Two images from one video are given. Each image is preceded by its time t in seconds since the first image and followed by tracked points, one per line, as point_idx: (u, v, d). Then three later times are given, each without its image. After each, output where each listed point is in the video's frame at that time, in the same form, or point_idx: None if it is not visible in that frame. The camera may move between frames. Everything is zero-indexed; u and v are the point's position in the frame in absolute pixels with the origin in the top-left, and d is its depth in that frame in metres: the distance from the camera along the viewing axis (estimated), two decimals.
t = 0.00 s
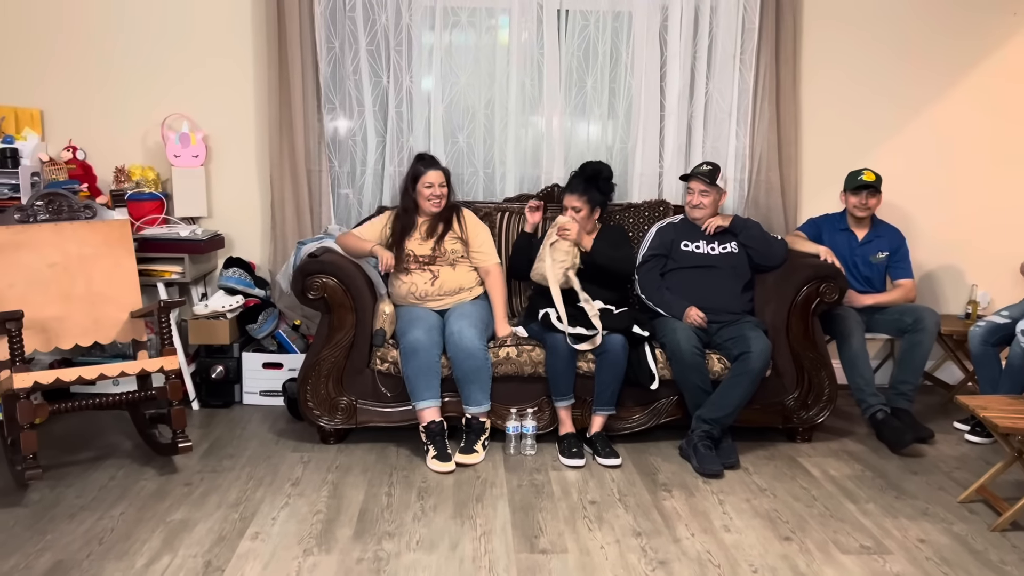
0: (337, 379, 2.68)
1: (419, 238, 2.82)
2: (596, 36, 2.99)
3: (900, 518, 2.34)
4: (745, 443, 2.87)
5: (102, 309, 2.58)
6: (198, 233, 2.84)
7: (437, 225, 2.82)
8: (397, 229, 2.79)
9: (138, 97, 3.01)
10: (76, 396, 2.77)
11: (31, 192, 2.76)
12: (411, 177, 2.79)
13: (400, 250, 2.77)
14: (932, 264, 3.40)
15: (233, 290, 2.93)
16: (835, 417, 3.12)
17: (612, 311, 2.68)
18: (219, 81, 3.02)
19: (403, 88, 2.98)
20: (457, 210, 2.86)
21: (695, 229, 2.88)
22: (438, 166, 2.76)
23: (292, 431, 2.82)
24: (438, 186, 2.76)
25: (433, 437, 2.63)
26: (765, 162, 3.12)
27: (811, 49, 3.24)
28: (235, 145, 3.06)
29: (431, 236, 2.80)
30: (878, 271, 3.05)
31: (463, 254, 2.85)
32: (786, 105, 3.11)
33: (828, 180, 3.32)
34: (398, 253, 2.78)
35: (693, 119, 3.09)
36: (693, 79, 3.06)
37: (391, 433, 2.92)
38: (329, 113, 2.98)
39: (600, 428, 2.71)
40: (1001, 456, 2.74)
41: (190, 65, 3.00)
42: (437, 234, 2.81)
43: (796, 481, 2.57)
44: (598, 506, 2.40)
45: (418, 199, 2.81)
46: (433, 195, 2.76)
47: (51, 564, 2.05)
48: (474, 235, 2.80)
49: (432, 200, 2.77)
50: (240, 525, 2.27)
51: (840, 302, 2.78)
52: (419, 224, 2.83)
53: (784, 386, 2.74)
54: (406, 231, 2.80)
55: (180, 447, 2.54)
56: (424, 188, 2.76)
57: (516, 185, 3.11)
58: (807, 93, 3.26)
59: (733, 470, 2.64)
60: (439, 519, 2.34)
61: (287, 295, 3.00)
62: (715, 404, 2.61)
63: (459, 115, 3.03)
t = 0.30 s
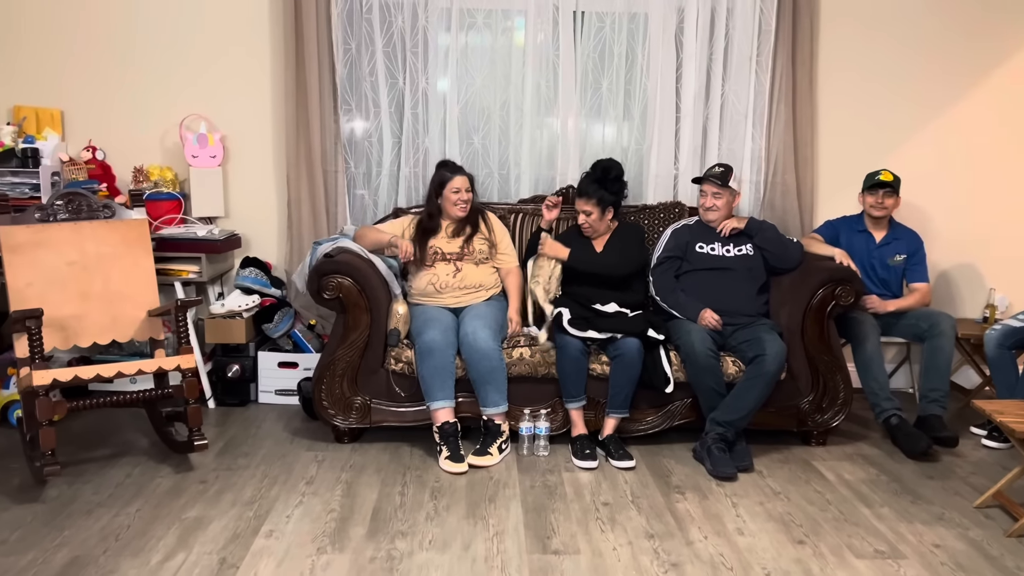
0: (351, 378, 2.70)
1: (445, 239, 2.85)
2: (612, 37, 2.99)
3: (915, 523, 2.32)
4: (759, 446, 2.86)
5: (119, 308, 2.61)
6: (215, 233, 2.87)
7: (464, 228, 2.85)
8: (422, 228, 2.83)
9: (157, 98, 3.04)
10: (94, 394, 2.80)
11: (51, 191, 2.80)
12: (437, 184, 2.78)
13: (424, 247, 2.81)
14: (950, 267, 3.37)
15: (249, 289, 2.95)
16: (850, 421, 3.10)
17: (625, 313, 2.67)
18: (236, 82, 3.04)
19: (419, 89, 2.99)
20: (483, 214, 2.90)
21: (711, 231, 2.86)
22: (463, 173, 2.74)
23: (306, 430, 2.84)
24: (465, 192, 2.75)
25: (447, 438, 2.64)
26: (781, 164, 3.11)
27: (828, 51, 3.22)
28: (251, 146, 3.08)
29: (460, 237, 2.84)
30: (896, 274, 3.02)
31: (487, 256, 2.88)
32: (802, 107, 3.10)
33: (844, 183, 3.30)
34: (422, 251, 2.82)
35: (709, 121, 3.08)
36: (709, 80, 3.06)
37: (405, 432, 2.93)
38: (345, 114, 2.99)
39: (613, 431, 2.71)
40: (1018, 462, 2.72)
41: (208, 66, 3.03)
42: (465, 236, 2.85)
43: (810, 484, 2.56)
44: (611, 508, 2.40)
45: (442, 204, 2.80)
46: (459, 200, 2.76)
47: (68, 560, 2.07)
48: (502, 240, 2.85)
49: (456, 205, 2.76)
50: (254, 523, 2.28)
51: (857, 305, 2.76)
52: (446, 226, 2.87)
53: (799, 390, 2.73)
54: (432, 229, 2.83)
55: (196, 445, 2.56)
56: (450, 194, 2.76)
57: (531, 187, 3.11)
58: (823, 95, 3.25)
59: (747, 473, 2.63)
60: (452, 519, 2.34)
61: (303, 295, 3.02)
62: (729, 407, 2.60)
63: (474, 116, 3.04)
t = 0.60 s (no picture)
0: (379, 375, 2.72)
1: (467, 242, 2.86)
2: (642, 36, 2.99)
3: (946, 528, 2.29)
4: (786, 449, 2.83)
5: (152, 303, 2.65)
6: (246, 230, 2.91)
7: (487, 231, 2.86)
8: (444, 231, 2.83)
9: (190, 96, 3.08)
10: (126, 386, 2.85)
11: (87, 188, 2.85)
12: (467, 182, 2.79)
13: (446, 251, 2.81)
14: (984, 270, 3.31)
15: (279, 286, 2.99)
16: (881, 425, 3.06)
17: (653, 312, 2.66)
18: (268, 81, 3.08)
19: (448, 88, 3.01)
20: (506, 216, 2.90)
21: (739, 232, 2.84)
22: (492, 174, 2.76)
23: (334, 426, 2.86)
24: (495, 193, 2.77)
25: (473, 435, 2.65)
26: (812, 165, 3.08)
27: (860, 50, 3.19)
28: (282, 144, 3.11)
29: (482, 240, 2.84)
30: (930, 277, 2.98)
31: (508, 260, 2.89)
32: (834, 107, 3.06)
33: (875, 184, 3.26)
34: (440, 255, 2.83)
35: (739, 121, 3.06)
36: (740, 80, 3.04)
37: (431, 429, 2.94)
38: (374, 112, 3.02)
39: (639, 431, 2.70)
40: None
41: (240, 65, 3.07)
42: (487, 239, 2.85)
43: (838, 488, 2.53)
44: (637, 508, 2.40)
45: (472, 204, 2.82)
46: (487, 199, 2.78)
47: (100, 549, 2.11)
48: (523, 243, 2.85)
49: (485, 204, 2.78)
50: (282, 516, 2.31)
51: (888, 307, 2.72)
52: (470, 228, 2.87)
53: (828, 393, 2.70)
54: (457, 232, 2.84)
55: (226, 439, 2.59)
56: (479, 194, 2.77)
57: (559, 186, 3.11)
58: (855, 95, 3.21)
59: (775, 475, 2.61)
60: (477, 516, 2.35)
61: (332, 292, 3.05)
62: (757, 408, 2.58)
63: (504, 114, 3.04)
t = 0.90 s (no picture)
0: (439, 371, 2.75)
1: (514, 236, 2.85)
2: (707, 35, 2.96)
3: (1020, 543, 2.21)
4: (852, 457, 2.77)
5: (221, 297, 2.72)
6: (312, 227, 2.97)
7: (533, 226, 2.84)
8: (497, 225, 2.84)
9: (259, 96, 3.17)
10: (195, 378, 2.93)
11: (161, 185, 2.95)
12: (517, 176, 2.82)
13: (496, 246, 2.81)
14: None
15: (344, 282, 3.06)
16: (952, 435, 2.96)
17: (716, 314, 2.63)
18: (334, 81, 3.14)
19: (511, 88, 3.02)
20: (555, 216, 2.87)
21: (806, 234, 2.78)
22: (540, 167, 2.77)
23: (394, 421, 2.90)
24: (542, 186, 2.77)
25: (531, 434, 2.65)
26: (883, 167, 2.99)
27: (934, 49, 3.09)
28: (347, 143, 3.17)
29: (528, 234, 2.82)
30: (1007, 283, 2.87)
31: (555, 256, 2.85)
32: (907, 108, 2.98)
33: (949, 187, 3.16)
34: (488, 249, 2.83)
35: (806, 121, 3.00)
36: (808, 79, 2.98)
37: (490, 427, 2.96)
38: (438, 111, 3.04)
39: (699, 434, 2.66)
40: None
41: (308, 66, 3.14)
42: (533, 233, 2.83)
43: (906, 498, 2.46)
44: (696, 512, 2.37)
45: (520, 197, 2.83)
46: (535, 193, 2.78)
47: (170, 535, 2.18)
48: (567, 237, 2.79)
49: (533, 197, 2.78)
50: (344, 508, 2.35)
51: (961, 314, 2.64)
52: (520, 222, 2.86)
53: (896, 400, 2.63)
54: (507, 226, 2.85)
55: (290, 431, 2.64)
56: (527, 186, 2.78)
57: (620, 186, 3.10)
58: (929, 95, 3.12)
59: (839, 483, 2.55)
60: (535, 515, 2.35)
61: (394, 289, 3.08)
62: (823, 415, 2.52)
63: (567, 113, 3.04)
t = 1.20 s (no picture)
0: (549, 366, 2.77)
1: (624, 230, 2.82)
2: (836, 27, 2.86)
3: None
4: (985, 472, 2.62)
5: (344, 287, 2.82)
6: (430, 221, 3.06)
7: (645, 220, 2.80)
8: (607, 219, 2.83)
9: (382, 94, 3.29)
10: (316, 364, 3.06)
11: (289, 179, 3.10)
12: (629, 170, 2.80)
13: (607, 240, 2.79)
14: None
15: (457, 276, 3.15)
16: None
17: (838, 317, 2.55)
18: (453, 78, 3.22)
19: (628, 83, 3.01)
20: (667, 210, 2.82)
21: (939, 236, 2.62)
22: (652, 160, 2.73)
23: (504, 413, 2.95)
24: (653, 178, 2.74)
25: (642, 432, 2.64)
26: None
27: None
28: (463, 139, 3.24)
29: (640, 229, 2.79)
30: None
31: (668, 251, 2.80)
32: None
33: None
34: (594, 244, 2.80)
35: (943, 116, 2.85)
36: (945, 72, 2.83)
37: (599, 424, 2.96)
38: (553, 106, 3.07)
39: (819, 441, 2.59)
40: None
41: (428, 64, 3.23)
42: (644, 227, 2.79)
43: None
44: (814, 520, 2.30)
45: (630, 190, 2.80)
46: (647, 185, 2.75)
47: (294, 513, 2.29)
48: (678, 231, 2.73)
49: (644, 191, 2.75)
50: (457, 496, 2.40)
51: None
52: (631, 216, 2.83)
53: None
54: (618, 219, 2.83)
55: (406, 419, 2.72)
56: (639, 180, 2.75)
57: (739, 183, 3.03)
58: None
59: (971, 499, 2.42)
60: (646, 514, 2.34)
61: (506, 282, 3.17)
62: (953, 426, 2.39)
63: (685, 108, 3.00)
